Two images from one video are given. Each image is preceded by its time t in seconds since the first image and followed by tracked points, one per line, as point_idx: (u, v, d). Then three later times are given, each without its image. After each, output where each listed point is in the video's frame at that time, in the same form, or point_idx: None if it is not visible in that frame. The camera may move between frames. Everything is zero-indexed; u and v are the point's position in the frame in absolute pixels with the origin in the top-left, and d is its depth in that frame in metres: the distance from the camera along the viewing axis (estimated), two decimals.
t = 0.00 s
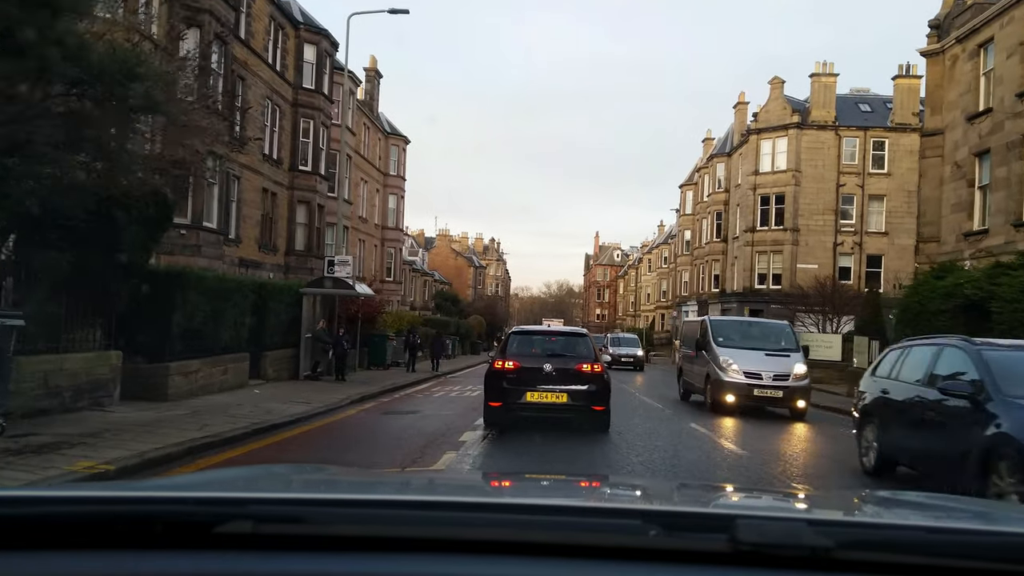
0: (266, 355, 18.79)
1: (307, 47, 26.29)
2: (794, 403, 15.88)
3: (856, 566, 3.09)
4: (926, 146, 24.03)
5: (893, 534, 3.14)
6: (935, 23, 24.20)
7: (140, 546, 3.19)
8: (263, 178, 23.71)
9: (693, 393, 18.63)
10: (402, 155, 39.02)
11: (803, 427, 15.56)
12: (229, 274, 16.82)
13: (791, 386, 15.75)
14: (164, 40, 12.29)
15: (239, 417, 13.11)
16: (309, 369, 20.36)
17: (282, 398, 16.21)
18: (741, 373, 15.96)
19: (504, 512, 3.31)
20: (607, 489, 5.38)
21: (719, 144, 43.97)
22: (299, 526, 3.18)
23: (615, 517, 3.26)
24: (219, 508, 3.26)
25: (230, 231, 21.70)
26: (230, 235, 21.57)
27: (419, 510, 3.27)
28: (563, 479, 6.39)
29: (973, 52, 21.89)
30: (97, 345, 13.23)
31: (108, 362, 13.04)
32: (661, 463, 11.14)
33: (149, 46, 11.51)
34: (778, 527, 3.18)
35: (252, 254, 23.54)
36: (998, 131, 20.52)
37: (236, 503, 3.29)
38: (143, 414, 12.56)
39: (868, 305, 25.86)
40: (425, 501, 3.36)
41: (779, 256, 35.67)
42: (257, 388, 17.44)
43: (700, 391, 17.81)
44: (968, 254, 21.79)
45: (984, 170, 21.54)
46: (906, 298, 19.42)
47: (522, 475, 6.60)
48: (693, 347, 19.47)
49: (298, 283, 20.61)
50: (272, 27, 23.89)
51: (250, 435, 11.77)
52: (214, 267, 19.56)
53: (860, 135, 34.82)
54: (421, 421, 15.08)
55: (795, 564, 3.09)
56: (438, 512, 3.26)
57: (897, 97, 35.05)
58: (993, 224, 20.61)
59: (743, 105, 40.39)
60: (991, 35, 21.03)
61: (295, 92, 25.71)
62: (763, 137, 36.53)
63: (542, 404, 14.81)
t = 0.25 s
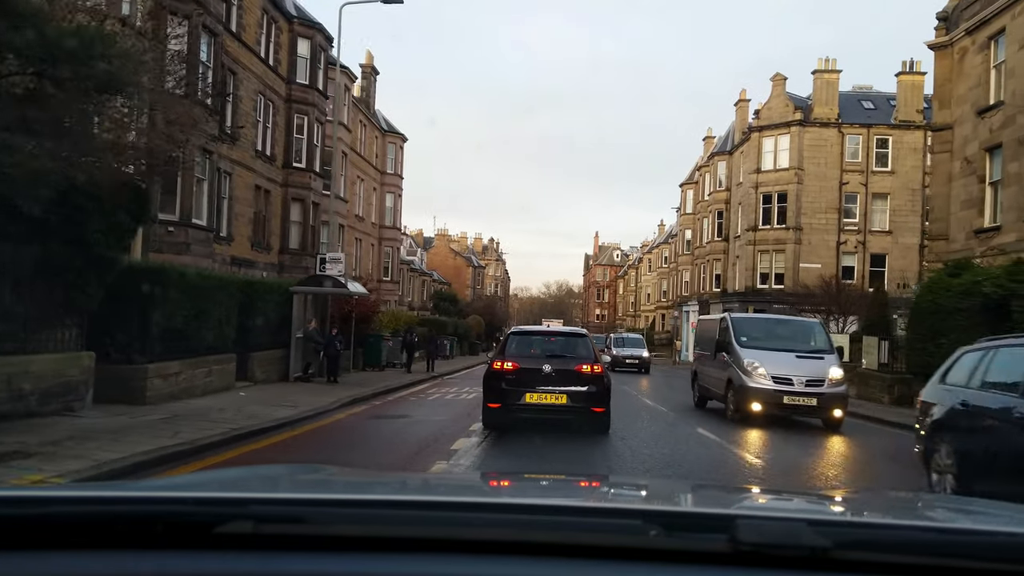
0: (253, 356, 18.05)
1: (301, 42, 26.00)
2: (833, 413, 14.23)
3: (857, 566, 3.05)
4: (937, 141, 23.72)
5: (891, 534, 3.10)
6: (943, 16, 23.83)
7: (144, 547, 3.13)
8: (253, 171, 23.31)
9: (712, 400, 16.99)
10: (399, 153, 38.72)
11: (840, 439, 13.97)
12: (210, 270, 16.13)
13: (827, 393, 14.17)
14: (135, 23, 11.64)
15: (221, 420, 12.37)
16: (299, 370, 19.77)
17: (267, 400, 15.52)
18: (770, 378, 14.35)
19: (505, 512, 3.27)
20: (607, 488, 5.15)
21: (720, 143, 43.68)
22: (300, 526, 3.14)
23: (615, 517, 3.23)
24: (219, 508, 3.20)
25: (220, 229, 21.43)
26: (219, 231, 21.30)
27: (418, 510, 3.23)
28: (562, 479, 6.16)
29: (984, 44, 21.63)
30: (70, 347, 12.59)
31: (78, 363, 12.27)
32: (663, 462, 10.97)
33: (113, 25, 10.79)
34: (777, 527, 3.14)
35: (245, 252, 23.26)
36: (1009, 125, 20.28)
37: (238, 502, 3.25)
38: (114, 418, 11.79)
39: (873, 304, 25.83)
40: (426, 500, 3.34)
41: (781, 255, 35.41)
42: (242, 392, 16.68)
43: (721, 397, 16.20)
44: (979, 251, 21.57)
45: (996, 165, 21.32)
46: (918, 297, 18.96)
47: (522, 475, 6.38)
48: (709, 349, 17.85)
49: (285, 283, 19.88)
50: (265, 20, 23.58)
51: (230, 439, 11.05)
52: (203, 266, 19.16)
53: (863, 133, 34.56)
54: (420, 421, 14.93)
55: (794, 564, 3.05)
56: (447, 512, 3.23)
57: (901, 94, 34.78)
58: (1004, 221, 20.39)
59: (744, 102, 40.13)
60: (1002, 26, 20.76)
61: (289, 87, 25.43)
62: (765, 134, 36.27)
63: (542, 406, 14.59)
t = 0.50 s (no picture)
0: (237, 357, 17.24)
1: (294, 34, 25.59)
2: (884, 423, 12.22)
3: (856, 566, 3.12)
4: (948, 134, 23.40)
5: (891, 534, 3.19)
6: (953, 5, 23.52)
7: (139, 546, 3.13)
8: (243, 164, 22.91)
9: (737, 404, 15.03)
10: (396, 148, 38.34)
11: (895, 455, 11.92)
12: (195, 269, 15.32)
13: (877, 401, 12.11)
14: None
15: (194, 425, 11.59)
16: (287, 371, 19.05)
17: (250, 403, 14.70)
18: (810, 383, 12.31)
19: (508, 512, 3.30)
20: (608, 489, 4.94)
21: (721, 139, 43.37)
22: (296, 526, 3.15)
23: (614, 518, 3.26)
24: (219, 508, 3.22)
25: (209, 224, 21.10)
26: (208, 226, 20.99)
27: (425, 510, 3.26)
28: (561, 479, 5.92)
29: (997, 33, 21.28)
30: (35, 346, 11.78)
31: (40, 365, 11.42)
32: (664, 463, 10.84)
33: None
34: (779, 528, 3.20)
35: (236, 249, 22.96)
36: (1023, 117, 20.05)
37: (236, 502, 3.26)
38: (80, 423, 11.08)
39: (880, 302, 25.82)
40: (432, 501, 3.36)
41: (784, 252, 35.08)
42: (224, 393, 15.89)
43: (749, 402, 14.19)
44: (992, 246, 21.39)
45: (1008, 158, 21.07)
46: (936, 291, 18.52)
47: (522, 475, 6.13)
48: (733, 346, 15.83)
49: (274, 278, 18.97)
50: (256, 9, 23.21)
51: (200, 443, 10.26)
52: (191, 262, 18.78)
53: (867, 128, 34.36)
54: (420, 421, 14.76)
55: (794, 564, 3.09)
56: (438, 512, 3.25)
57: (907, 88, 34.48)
58: (1017, 215, 20.22)
59: (746, 97, 39.79)
60: (1016, 15, 20.47)
61: (281, 80, 25.10)
62: (768, 130, 35.93)
63: (540, 406, 14.30)
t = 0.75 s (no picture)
0: (224, 356, 16.61)
1: (288, 26, 25.35)
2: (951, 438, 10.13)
3: (857, 566, 2.99)
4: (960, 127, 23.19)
5: (891, 534, 3.03)
6: None
7: (141, 546, 3.06)
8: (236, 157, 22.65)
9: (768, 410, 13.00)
10: (395, 145, 38.11)
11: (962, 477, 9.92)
12: (175, 262, 14.47)
13: (943, 411, 9.99)
14: None
15: (169, 429, 10.88)
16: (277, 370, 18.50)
17: (235, 405, 13.98)
18: (860, 390, 10.18)
19: (510, 511, 3.20)
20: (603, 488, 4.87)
21: (724, 135, 43.04)
22: (296, 526, 3.08)
23: (614, 517, 3.16)
24: (218, 507, 3.14)
25: (200, 220, 20.81)
26: (202, 224, 20.76)
27: (429, 509, 3.17)
28: (561, 478, 5.70)
29: (1011, 23, 21.05)
30: None
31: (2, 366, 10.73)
32: (665, 464, 10.71)
33: None
34: (779, 526, 3.08)
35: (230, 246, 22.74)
36: None
37: (237, 502, 3.18)
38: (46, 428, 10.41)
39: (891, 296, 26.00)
40: (432, 500, 3.26)
41: (788, 250, 34.80)
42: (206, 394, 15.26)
43: (782, 410, 12.12)
44: (1006, 242, 21.05)
45: (1021, 152, 20.78)
46: (953, 289, 18.10)
47: (522, 475, 5.91)
48: (760, 342, 13.78)
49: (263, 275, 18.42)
50: None
51: (171, 451, 9.53)
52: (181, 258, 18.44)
53: (872, 124, 34.09)
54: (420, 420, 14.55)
55: (795, 564, 2.99)
56: (432, 510, 3.15)
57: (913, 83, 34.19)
58: None
59: (749, 93, 39.50)
60: None
61: (275, 73, 24.87)
62: (772, 125, 35.64)
63: (540, 405, 14.04)
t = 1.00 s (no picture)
0: (209, 357, 16.09)
1: (282, 18, 25.15)
2: None
3: (857, 566, 3.04)
4: (972, 120, 23.00)
5: (892, 533, 3.09)
6: None
7: (141, 547, 3.06)
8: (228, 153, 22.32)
9: (810, 421, 11.27)
10: (392, 141, 37.85)
11: None
12: (154, 260, 13.81)
13: None
14: None
15: (144, 435, 10.30)
16: (266, 372, 17.98)
17: (217, 407, 13.43)
18: (940, 403, 8.44)
19: (515, 512, 3.22)
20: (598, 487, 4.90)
21: (726, 132, 42.77)
22: (295, 525, 3.08)
23: (614, 517, 3.18)
24: (216, 508, 3.14)
25: (190, 216, 20.52)
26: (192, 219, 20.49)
27: (427, 509, 3.19)
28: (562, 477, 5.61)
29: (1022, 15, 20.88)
30: None
31: None
32: (667, 467, 10.68)
33: None
34: (778, 527, 3.12)
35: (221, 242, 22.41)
36: None
37: (235, 502, 3.19)
38: (8, 435, 9.72)
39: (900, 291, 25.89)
40: (433, 500, 3.27)
41: (792, 248, 34.55)
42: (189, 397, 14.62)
43: (829, 422, 10.47)
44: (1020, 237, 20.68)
45: None
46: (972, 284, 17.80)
47: (523, 475, 5.67)
48: (796, 344, 12.06)
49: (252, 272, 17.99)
50: None
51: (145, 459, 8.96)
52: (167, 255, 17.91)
53: (877, 120, 33.78)
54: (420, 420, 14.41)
55: (795, 564, 3.02)
56: (433, 511, 3.17)
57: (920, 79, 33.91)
58: None
59: (752, 89, 39.24)
60: None
61: (269, 65, 24.61)
62: (775, 122, 35.40)
63: (542, 405, 13.77)
